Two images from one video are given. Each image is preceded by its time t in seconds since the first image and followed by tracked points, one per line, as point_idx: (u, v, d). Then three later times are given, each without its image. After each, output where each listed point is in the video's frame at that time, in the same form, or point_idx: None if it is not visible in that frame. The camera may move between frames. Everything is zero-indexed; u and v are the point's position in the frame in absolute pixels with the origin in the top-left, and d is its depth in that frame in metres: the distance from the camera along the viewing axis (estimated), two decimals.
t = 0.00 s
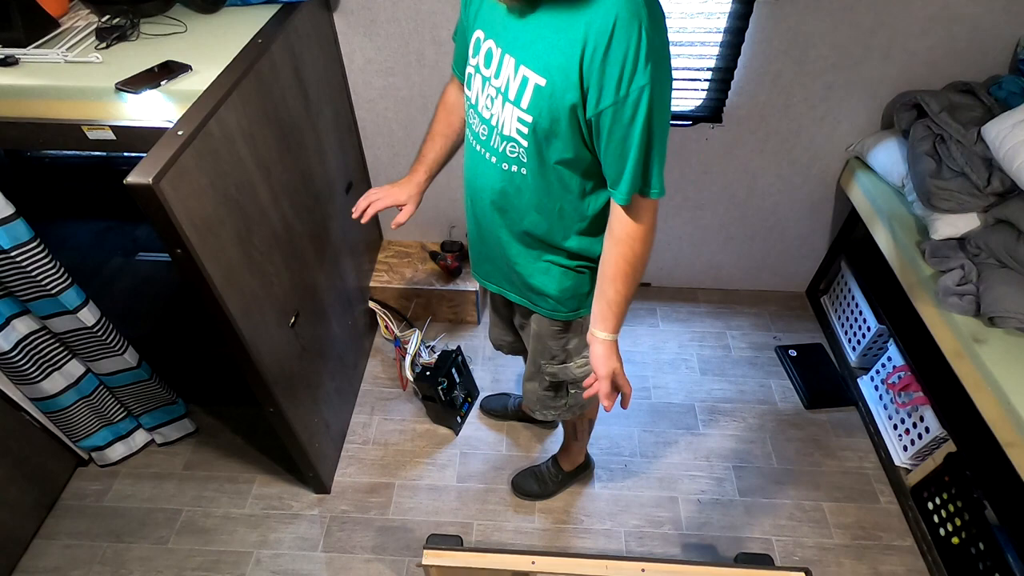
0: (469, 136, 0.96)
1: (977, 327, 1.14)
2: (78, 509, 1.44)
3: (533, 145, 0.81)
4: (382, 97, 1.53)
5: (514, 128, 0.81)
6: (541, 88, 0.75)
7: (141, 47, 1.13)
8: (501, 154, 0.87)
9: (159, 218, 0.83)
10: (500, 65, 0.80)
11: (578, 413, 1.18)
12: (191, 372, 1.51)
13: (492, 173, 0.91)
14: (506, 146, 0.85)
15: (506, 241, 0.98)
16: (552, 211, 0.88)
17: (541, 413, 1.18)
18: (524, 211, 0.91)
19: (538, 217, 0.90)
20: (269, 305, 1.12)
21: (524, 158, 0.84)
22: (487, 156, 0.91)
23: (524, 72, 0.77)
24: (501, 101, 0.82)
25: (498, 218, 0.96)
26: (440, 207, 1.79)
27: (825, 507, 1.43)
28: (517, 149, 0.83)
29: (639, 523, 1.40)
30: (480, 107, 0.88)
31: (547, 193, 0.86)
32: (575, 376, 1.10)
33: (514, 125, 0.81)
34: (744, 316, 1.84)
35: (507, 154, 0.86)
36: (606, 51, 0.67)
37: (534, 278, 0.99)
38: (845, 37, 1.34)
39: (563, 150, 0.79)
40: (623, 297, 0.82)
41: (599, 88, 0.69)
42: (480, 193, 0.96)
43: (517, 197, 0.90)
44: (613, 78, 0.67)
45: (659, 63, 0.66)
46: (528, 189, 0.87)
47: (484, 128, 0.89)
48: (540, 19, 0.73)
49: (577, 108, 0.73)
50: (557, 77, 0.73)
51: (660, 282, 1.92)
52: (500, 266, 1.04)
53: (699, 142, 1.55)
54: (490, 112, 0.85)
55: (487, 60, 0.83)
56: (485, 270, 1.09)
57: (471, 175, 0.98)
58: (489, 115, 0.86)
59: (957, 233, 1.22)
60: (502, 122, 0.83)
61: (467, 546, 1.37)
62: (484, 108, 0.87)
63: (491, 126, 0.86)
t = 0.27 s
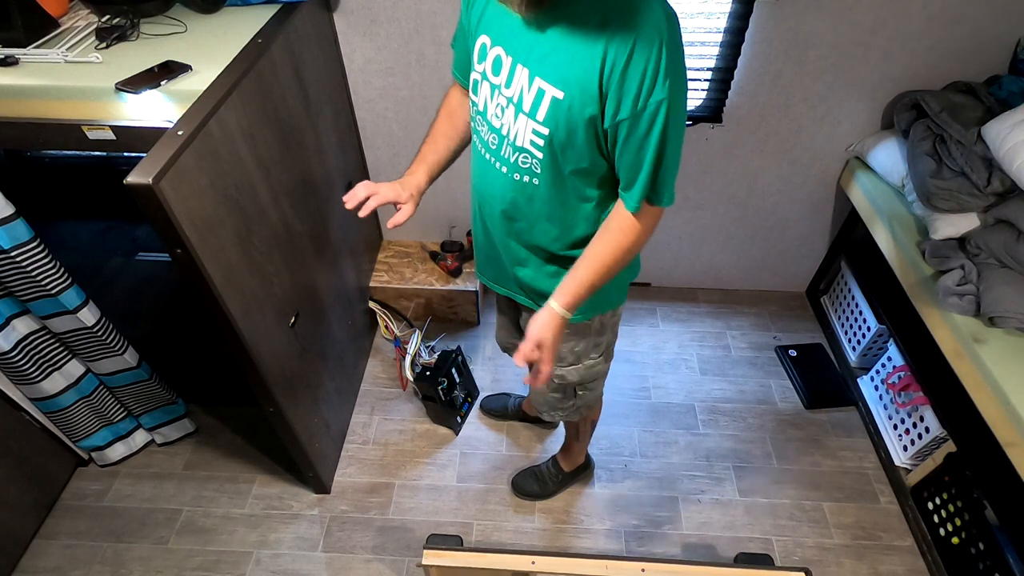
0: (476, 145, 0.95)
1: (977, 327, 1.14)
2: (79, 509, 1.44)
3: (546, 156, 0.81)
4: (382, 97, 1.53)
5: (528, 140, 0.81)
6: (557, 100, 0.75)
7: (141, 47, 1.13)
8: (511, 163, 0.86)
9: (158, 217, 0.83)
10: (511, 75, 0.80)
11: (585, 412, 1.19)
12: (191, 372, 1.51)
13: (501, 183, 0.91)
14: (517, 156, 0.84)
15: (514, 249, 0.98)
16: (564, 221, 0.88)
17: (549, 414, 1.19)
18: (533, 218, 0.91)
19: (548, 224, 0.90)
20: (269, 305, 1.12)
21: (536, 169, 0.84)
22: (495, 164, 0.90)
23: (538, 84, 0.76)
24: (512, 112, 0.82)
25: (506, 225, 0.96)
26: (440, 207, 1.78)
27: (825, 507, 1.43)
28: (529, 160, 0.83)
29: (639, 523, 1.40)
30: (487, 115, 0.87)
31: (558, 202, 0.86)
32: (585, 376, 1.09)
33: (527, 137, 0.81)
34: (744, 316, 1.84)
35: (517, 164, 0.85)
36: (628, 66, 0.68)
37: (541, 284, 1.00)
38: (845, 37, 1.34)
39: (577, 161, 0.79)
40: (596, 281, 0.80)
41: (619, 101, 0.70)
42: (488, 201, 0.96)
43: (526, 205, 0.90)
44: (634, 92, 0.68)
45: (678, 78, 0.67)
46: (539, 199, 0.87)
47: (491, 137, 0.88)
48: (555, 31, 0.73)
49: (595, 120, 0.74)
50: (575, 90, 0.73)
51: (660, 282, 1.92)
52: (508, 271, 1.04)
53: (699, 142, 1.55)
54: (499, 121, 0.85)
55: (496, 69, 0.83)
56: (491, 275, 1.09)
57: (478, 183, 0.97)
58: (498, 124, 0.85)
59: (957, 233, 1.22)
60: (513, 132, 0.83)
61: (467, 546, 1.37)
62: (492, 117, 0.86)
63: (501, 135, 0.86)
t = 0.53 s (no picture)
0: (485, 152, 0.96)
1: (978, 327, 1.14)
2: (78, 509, 1.44)
3: (557, 168, 0.81)
4: (382, 97, 1.53)
5: (538, 152, 0.81)
6: (568, 114, 0.75)
7: (141, 47, 1.13)
8: (520, 174, 0.86)
9: (158, 217, 0.82)
10: (523, 85, 0.80)
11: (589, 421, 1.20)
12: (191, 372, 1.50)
13: (509, 193, 0.91)
14: (526, 167, 0.85)
15: (522, 257, 0.99)
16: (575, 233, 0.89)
17: (554, 423, 1.18)
18: (541, 227, 0.91)
19: (555, 234, 0.90)
20: (269, 305, 1.12)
21: (545, 180, 0.84)
22: (504, 173, 0.90)
23: (550, 96, 0.76)
24: (522, 122, 0.82)
25: (513, 234, 0.96)
26: (440, 207, 1.78)
27: (825, 507, 1.43)
28: (539, 172, 0.83)
29: (639, 523, 1.40)
30: (497, 123, 0.88)
31: (567, 214, 0.86)
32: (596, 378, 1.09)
33: (537, 148, 0.81)
34: (744, 316, 1.84)
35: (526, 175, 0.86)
36: (641, 83, 0.68)
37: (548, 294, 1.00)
38: (845, 37, 1.34)
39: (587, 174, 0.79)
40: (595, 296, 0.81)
41: (633, 118, 0.70)
42: (496, 210, 0.96)
43: (534, 214, 0.90)
44: (647, 109, 0.68)
45: (692, 97, 0.68)
46: (547, 209, 0.87)
47: (501, 145, 0.88)
48: (569, 44, 0.73)
49: (606, 135, 0.74)
50: (587, 104, 0.73)
51: (660, 282, 1.92)
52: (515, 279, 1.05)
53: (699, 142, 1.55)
54: (509, 130, 0.85)
55: (507, 78, 0.83)
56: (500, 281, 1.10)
57: (487, 191, 0.97)
58: (508, 134, 0.86)
59: (957, 233, 1.22)
60: (523, 142, 0.83)
61: (467, 546, 1.37)
62: (502, 126, 0.86)
63: (511, 145, 0.86)
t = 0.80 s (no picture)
0: (491, 159, 0.95)
1: (978, 327, 1.14)
2: (78, 509, 1.44)
3: (564, 184, 0.80)
4: (382, 97, 1.53)
5: (545, 167, 0.80)
6: (579, 133, 0.74)
7: (141, 47, 1.13)
8: (526, 186, 0.86)
9: (158, 217, 0.82)
10: (534, 97, 0.80)
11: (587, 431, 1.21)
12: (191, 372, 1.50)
13: (515, 203, 0.90)
14: (532, 180, 0.84)
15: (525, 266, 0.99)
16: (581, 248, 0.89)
17: (553, 432, 1.21)
18: (546, 239, 0.91)
19: (561, 247, 0.90)
20: (269, 305, 1.12)
21: (551, 195, 0.83)
22: (509, 183, 0.90)
23: (561, 112, 0.76)
24: (531, 134, 0.81)
25: (518, 243, 0.96)
26: (440, 207, 1.78)
27: (825, 507, 1.43)
28: (545, 186, 0.83)
29: (640, 523, 1.40)
30: (505, 131, 0.87)
31: (573, 229, 0.86)
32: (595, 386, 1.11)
33: (544, 163, 0.80)
34: (744, 316, 1.84)
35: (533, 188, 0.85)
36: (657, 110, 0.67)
37: (550, 306, 1.01)
38: (846, 37, 1.34)
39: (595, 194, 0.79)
40: (640, 339, 0.86)
41: (645, 146, 0.69)
42: (501, 219, 0.96)
43: (539, 226, 0.89)
44: (660, 137, 0.68)
45: (708, 128, 0.67)
46: (553, 222, 0.87)
47: (508, 155, 0.88)
48: (585, 61, 0.72)
49: (616, 157, 0.73)
50: (599, 124, 0.72)
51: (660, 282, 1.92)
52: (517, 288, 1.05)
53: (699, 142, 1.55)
54: (518, 141, 0.84)
55: (519, 88, 0.82)
56: (501, 287, 1.11)
57: (492, 198, 0.97)
58: (516, 144, 0.85)
59: (957, 233, 1.22)
60: (530, 155, 0.82)
61: (467, 546, 1.37)
62: (511, 135, 0.86)
63: (518, 156, 0.85)
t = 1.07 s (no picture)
0: (499, 172, 0.93)
1: (978, 327, 1.14)
2: (78, 509, 1.44)
3: (583, 199, 0.80)
4: (382, 97, 1.53)
5: (564, 181, 0.79)
6: (603, 146, 0.74)
7: (141, 47, 1.13)
8: (539, 201, 0.84)
9: (158, 217, 0.82)
10: (551, 109, 0.78)
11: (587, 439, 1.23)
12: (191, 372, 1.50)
13: (525, 218, 0.89)
14: (547, 195, 0.83)
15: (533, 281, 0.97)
16: (598, 261, 0.89)
17: (553, 439, 1.23)
18: (559, 254, 0.90)
19: (575, 263, 0.89)
20: (269, 305, 1.12)
21: (567, 210, 0.82)
22: (520, 196, 0.88)
23: (583, 125, 0.74)
24: (548, 148, 0.79)
25: (527, 259, 0.94)
26: (440, 207, 1.78)
27: (825, 507, 1.43)
28: (562, 201, 0.82)
29: (640, 523, 1.40)
30: (516, 144, 0.85)
31: (589, 243, 0.86)
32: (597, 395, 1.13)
33: (563, 177, 0.79)
34: (744, 316, 1.84)
35: (547, 203, 0.84)
36: (692, 122, 0.68)
37: (558, 320, 1.00)
38: (845, 37, 1.34)
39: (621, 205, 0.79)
40: (678, 347, 0.89)
41: (681, 156, 0.70)
42: (509, 233, 0.94)
43: (552, 241, 0.88)
44: (697, 148, 0.69)
45: (742, 138, 0.68)
46: (566, 238, 0.86)
47: (519, 168, 0.86)
48: (610, 72, 0.72)
49: (646, 169, 0.73)
50: (627, 137, 0.72)
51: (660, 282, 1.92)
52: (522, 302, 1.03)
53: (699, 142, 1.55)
54: (531, 154, 0.82)
55: (533, 100, 0.80)
56: (504, 300, 1.10)
57: (499, 212, 0.95)
58: (529, 157, 0.83)
59: (957, 233, 1.22)
60: (546, 169, 0.81)
61: (467, 546, 1.37)
62: (523, 148, 0.84)
63: (531, 170, 0.84)
